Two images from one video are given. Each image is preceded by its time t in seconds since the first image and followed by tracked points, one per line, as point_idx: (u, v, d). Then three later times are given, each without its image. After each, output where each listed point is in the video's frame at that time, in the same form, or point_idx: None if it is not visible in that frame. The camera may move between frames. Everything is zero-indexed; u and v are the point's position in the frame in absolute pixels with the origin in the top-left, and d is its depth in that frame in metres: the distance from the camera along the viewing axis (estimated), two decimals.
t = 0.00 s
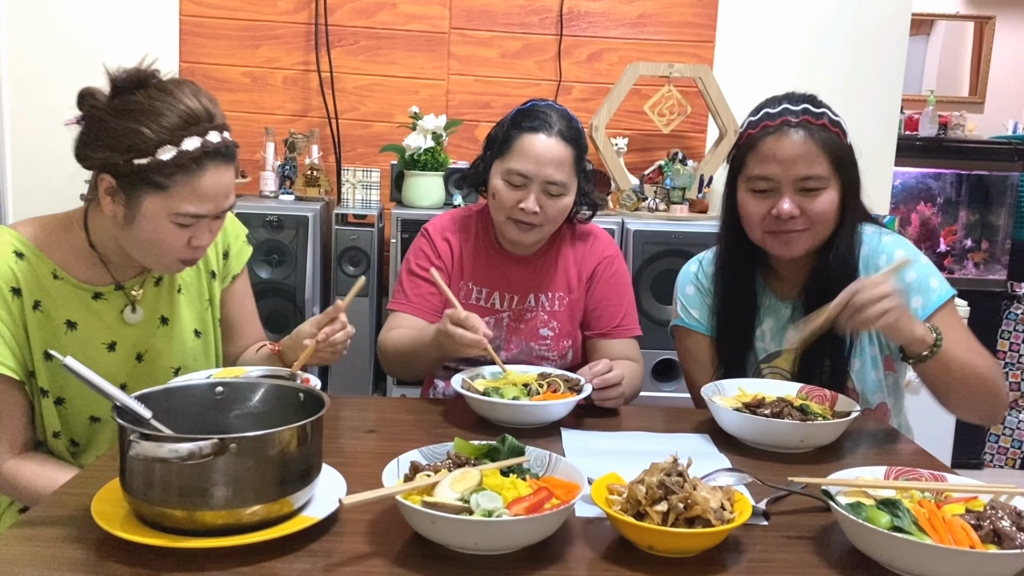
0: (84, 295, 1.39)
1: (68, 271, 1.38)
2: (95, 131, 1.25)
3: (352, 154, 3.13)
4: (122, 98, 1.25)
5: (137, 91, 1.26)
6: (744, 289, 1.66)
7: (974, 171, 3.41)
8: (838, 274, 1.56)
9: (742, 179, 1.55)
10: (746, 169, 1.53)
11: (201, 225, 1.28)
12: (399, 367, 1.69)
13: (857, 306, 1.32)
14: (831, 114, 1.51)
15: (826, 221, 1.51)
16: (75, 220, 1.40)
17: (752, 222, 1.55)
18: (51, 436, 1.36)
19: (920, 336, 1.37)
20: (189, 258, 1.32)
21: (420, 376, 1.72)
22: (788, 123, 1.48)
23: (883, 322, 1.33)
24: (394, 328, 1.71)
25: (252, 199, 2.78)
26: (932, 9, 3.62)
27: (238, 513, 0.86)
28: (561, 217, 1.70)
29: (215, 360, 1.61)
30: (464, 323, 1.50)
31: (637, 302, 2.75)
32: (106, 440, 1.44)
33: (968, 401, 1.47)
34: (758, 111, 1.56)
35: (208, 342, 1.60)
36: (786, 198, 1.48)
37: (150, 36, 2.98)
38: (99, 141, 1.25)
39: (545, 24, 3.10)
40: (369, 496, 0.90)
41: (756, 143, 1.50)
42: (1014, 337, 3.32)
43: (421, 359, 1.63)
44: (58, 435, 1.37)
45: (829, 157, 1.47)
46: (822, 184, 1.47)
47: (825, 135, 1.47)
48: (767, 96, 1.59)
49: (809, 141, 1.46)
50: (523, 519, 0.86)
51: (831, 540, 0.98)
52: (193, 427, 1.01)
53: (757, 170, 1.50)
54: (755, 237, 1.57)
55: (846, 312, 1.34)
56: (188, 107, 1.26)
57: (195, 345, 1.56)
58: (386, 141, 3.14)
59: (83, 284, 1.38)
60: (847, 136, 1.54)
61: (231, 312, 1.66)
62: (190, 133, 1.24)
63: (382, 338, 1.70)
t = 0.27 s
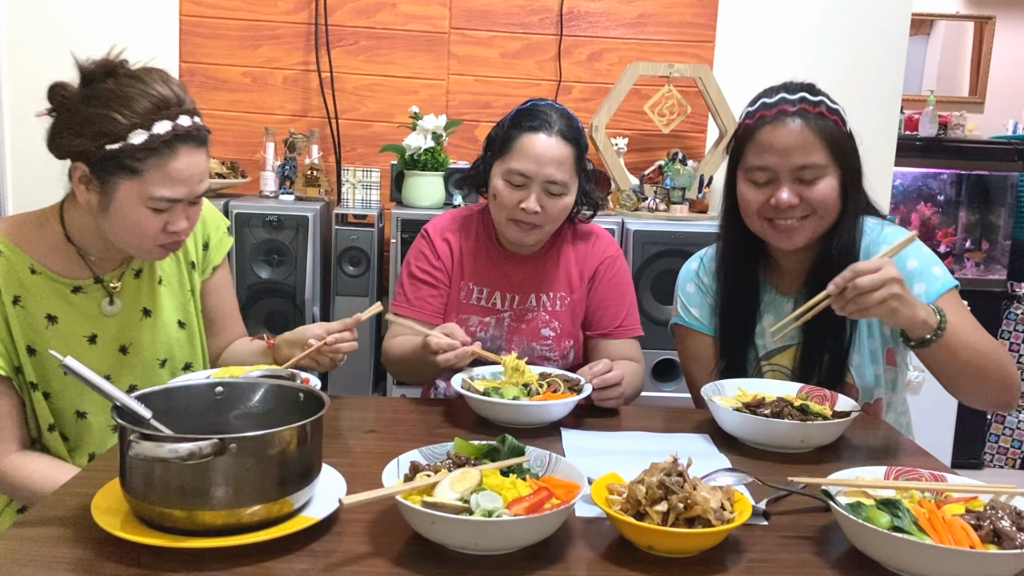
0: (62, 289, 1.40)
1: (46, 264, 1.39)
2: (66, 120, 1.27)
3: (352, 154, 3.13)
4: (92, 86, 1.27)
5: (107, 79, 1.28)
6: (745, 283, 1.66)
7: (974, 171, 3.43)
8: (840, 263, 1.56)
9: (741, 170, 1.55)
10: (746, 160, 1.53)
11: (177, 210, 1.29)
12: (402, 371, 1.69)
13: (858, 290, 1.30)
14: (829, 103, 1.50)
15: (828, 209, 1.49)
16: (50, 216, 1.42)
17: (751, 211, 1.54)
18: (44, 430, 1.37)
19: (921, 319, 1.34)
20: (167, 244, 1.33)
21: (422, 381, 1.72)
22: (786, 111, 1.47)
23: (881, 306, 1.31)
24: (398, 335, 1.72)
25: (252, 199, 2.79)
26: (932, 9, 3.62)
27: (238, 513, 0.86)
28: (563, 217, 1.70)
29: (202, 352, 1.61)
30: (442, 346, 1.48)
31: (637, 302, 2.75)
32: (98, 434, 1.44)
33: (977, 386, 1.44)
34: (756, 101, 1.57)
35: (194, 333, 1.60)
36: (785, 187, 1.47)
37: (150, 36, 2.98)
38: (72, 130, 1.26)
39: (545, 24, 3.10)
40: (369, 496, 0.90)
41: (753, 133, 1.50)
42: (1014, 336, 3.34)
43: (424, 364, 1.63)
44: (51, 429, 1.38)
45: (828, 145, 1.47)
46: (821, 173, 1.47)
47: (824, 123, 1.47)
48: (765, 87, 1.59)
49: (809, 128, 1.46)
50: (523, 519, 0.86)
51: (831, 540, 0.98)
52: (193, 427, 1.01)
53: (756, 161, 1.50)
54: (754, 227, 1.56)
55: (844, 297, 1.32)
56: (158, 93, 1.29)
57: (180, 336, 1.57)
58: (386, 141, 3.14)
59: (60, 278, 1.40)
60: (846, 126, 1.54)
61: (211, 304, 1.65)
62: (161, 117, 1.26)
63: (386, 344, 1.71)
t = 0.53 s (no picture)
0: (48, 282, 1.41)
1: (31, 258, 1.40)
2: (34, 106, 1.28)
3: (352, 154, 3.13)
4: (56, 69, 1.28)
5: (71, 62, 1.29)
6: (741, 279, 1.66)
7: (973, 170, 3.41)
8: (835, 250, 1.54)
9: (739, 157, 1.55)
10: (744, 146, 1.53)
11: (154, 183, 1.30)
12: (401, 370, 1.69)
13: (828, 323, 1.17)
14: (828, 91, 1.51)
15: (825, 194, 1.49)
16: (30, 209, 1.42)
17: (747, 197, 1.54)
18: (40, 423, 1.37)
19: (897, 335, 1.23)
20: (147, 222, 1.33)
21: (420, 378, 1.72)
22: (785, 96, 1.48)
23: (855, 335, 1.19)
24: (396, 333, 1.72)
25: (252, 199, 2.79)
26: (932, 9, 3.62)
27: (238, 513, 0.86)
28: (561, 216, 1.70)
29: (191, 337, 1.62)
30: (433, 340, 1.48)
31: (637, 302, 2.75)
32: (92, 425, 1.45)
33: (955, 375, 1.34)
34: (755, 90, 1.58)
35: (181, 320, 1.61)
36: (783, 169, 1.47)
37: (150, 36, 2.98)
38: (42, 116, 1.27)
39: (545, 24, 3.10)
40: (369, 496, 0.90)
41: (752, 118, 1.51)
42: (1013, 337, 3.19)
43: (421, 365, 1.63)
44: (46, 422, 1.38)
45: (826, 129, 1.47)
46: (819, 156, 1.47)
47: (824, 107, 1.47)
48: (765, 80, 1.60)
49: (808, 112, 1.46)
50: (523, 519, 0.86)
51: (831, 540, 0.98)
52: (193, 426, 1.01)
53: (753, 145, 1.50)
54: (750, 215, 1.56)
55: (812, 334, 1.20)
56: (123, 71, 1.31)
57: (168, 323, 1.57)
58: (387, 141, 3.14)
59: (46, 270, 1.41)
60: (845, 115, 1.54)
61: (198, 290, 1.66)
62: (128, 91, 1.28)
63: (384, 343, 1.72)
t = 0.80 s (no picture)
0: (44, 276, 1.40)
1: (24, 253, 1.40)
2: (12, 94, 1.33)
3: (352, 154, 3.13)
4: (30, 55, 1.33)
5: (43, 48, 1.34)
6: (736, 283, 1.66)
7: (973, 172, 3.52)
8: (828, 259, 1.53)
9: (731, 164, 1.54)
10: (736, 153, 1.52)
11: (137, 156, 1.35)
12: (399, 369, 1.69)
13: (803, 372, 1.04)
14: (819, 96, 1.50)
15: (820, 203, 1.49)
16: (24, 206, 1.45)
17: (739, 205, 1.54)
18: (40, 418, 1.37)
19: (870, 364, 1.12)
20: (137, 197, 1.37)
21: (420, 378, 1.71)
22: (775, 102, 1.47)
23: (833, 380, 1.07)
24: (394, 333, 1.72)
25: (252, 199, 2.79)
26: (932, 9, 3.62)
27: (238, 513, 0.86)
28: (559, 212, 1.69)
29: (187, 329, 1.62)
30: (424, 337, 1.48)
31: (637, 302, 2.76)
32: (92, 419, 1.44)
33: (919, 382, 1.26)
34: (745, 96, 1.57)
35: (178, 314, 1.61)
36: (774, 178, 1.47)
37: (151, 36, 2.98)
38: (22, 102, 1.32)
39: (545, 24, 3.10)
40: (369, 496, 0.90)
41: (743, 125, 1.50)
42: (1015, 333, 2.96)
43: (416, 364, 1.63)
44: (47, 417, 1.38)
45: (818, 136, 1.46)
46: (811, 164, 1.46)
47: (814, 113, 1.46)
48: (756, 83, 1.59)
49: (800, 119, 1.45)
50: (522, 518, 0.86)
51: (830, 540, 0.98)
52: (193, 426, 1.01)
53: (745, 153, 1.49)
54: (743, 222, 1.55)
55: (788, 382, 1.07)
56: (94, 50, 1.36)
57: (166, 316, 1.58)
58: (387, 141, 3.14)
59: (42, 266, 1.40)
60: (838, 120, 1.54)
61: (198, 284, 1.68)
62: (100, 67, 1.33)
63: (381, 342, 1.72)
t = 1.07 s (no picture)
0: (56, 266, 1.43)
1: (39, 242, 1.42)
2: (15, 90, 1.38)
3: (352, 154, 3.13)
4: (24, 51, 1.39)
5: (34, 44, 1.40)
6: (734, 286, 1.66)
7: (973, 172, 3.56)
8: (825, 265, 1.52)
9: (729, 167, 1.54)
10: (734, 157, 1.52)
11: (139, 134, 1.40)
12: (399, 371, 1.69)
13: (803, 419, 1.13)
14: (819, 98, 1.49)
15: (818, 207, 1.48)
16: (37, 199, 1.47)
17: (738, 209, 1.54)
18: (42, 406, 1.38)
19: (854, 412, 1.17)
20: (144, 176, 1.41)
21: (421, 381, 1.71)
22: (775, 106, 1.46)
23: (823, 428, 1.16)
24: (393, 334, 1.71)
25: (252, 199, 2.79)
26: (932, 9, 3.62)
27: (238, 513, 0.86)
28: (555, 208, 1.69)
29: (193, 327, 1.64)
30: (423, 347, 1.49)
31: (637, 302, 2.76)
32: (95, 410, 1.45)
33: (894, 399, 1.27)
34: (744, 98, 1.55)
35: (185, 311, 1.62)
36: (773, 184, 1.47)
37: (151, 36, 2.99)
38: (22, 97, 1.37)
39: (545, 24, 3.10)
40: (369, 496, 0.89)
41: (741, 129, 1.49)
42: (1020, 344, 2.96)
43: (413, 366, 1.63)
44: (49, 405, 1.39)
45: (817, 141, 1.45)
46: (811, 168, 1.46)
47: (814, 117, 1.45)
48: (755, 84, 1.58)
49: (799, 124, 1.44)
50: (522, 519, 0.86)
51: (831, 540, 0.98)
52: (193, 426, 1.01)
53: (743, 157, 1.49)
54: (742, 226, 1.56)
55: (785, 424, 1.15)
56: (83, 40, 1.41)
57: (172, 312, 1.58)
58: (387, 141, 3.14)
59: (54, 255, 1.42)
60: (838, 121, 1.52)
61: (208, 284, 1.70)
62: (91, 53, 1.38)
63: (381, 344, 1.71)
